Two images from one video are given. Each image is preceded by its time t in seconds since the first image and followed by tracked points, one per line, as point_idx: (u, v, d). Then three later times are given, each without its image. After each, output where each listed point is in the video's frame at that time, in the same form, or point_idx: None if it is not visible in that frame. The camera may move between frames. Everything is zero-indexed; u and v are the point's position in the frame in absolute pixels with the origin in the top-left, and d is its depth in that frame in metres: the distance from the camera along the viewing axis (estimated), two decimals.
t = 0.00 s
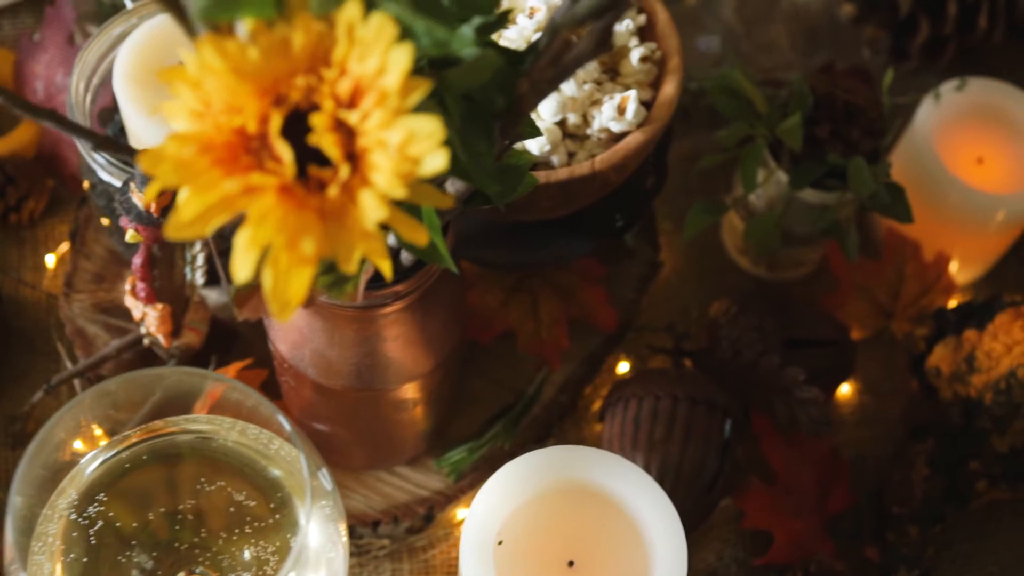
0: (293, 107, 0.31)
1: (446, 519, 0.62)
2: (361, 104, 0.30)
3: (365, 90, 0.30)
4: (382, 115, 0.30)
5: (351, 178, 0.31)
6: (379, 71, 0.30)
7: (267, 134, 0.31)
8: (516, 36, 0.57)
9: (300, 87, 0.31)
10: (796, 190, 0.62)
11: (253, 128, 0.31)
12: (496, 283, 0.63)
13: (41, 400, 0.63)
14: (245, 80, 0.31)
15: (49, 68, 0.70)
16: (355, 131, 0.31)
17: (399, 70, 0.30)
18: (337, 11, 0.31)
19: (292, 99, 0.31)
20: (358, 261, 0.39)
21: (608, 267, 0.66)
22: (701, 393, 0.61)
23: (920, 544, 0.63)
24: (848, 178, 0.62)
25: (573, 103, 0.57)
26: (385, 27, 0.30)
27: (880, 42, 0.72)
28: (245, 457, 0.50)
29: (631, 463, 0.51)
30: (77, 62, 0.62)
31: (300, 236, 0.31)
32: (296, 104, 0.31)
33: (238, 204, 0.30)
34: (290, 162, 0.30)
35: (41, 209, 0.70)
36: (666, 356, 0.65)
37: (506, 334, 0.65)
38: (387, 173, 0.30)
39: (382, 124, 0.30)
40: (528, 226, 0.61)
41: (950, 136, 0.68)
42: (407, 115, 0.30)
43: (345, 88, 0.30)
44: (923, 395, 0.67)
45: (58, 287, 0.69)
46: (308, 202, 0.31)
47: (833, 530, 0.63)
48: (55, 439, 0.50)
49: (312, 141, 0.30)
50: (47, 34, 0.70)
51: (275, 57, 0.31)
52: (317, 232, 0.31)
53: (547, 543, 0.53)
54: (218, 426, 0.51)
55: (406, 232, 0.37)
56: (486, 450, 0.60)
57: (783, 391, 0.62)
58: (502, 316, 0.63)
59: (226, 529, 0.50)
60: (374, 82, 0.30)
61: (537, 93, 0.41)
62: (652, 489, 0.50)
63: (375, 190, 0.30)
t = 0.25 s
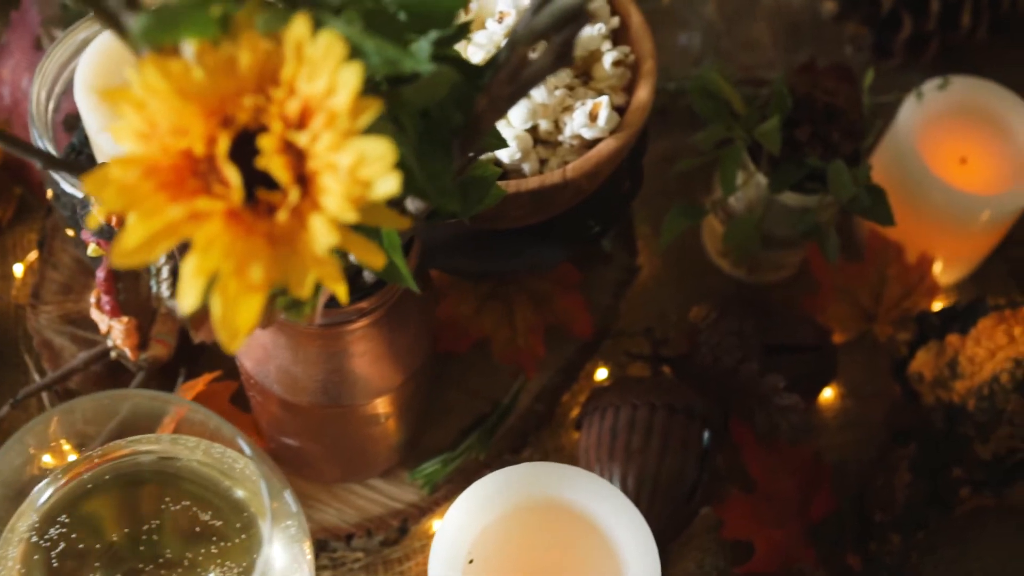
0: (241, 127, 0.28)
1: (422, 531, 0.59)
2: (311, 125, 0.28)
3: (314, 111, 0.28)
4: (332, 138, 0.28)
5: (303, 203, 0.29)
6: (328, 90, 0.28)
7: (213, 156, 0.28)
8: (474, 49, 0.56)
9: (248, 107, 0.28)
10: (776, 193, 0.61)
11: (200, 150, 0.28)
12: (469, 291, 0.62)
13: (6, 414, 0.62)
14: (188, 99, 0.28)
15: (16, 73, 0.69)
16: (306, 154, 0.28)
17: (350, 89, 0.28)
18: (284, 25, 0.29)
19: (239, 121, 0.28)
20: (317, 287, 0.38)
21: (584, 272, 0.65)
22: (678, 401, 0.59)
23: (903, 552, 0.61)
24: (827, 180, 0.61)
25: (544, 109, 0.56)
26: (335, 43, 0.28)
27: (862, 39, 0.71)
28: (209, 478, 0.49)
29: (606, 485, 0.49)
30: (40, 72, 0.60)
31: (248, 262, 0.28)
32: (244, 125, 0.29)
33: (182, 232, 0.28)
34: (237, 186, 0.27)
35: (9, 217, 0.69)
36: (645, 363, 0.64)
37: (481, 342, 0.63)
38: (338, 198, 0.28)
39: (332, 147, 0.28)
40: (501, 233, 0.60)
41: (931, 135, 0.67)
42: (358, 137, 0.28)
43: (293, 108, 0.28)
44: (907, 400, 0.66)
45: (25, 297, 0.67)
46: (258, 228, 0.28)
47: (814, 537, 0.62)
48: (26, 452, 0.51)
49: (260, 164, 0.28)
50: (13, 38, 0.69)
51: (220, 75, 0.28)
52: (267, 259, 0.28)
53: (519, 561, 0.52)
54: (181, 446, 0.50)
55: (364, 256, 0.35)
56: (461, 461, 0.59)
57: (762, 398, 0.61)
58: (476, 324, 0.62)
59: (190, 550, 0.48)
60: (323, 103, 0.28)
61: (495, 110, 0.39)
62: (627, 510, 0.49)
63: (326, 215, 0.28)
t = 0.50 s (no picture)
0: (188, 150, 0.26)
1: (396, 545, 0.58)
2: (260, 148, 0.26)
3: (262, 133, 0.26)
4: (280, 162, 0.26)
5: (252, 229, 0.26)
6: (277, 111, 0.26)
7: (159, 180, 0.26)
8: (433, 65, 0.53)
9: (195, 129, 0.26)
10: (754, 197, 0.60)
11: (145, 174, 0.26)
12: (444, 297, 0.61)
13: None
14: (131, 120, 0.26)
15: None
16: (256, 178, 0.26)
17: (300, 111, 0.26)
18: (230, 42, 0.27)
19: (183, 143, 0.26)
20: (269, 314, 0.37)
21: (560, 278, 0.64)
22: (656, 410, 0.58)
23: (886, 560, 0.60)
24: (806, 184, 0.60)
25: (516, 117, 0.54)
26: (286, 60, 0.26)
27: (844, 38, 0.70)
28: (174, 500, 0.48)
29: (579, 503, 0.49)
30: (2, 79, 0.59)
31: (192, 292, 0.26)
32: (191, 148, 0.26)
33: (126, 261, 0.26)
34: (184, 213, 0.25)
35: None
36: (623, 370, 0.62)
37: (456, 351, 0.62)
38: (287, 225, 0.26)
39: (280, 172, 0.26)
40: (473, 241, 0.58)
41: (914, 134, 0.66)
42: (308, 161, 0.26)
43: (241, 130, 0.26)
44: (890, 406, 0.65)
45: None
46: (207, 256, 0.26)
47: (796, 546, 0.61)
48: None
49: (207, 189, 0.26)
50: None
51: (162, 96, 0.26)
52: (217, 288, 0.26)
53: None
54: (145, 467, 0.49)
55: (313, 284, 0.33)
56: (435, 474, 0.58)
57: (742, 405, 0.59)
58: (451, 333, 0.61)
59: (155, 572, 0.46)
60: (271, 125, 0.26)
61: (451, 128, 0.38)
62: (599, 530, 0.48)
63: (274, 240, 0.26)
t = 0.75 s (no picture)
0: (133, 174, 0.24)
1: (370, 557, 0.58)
2: (205, 173, 0.24)
3: (209, 158, 0.24)
4: (225, 189, 0.24)
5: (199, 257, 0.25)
6: (221, 136, 0.24)
7: (102, 207, 0.24)
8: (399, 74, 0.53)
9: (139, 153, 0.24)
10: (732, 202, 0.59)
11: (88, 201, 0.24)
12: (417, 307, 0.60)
13: None
14: (72, 145, 0.24)
15: None
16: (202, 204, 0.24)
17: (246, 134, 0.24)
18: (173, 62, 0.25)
19: (127, 170, 0.24)
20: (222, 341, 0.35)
21: (536, 284, 0.63)
22: (635, 421, 0.57)
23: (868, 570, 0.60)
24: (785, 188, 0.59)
25: (485, 125, 0.53)
26: (233, 81, 0.24)
27: (825, 36, 0.69)
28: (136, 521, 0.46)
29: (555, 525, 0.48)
30: None
31: (137, 324, 0.24)
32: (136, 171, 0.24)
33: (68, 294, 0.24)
34: (129, 242, 0.24)
35: None
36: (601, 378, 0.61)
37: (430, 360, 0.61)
38: (235, 254, 0.24)
39: (226, 199, 0.24)
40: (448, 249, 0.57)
41: (895, 135, 0.65)
42: (254, 187, 0.24)
43: (185, 155, 0.24)
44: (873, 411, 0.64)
45: None
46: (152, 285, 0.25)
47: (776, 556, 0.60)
48: None
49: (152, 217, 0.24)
50: None
51: (103, 120, 0.24)
52: (163, 319, 0.25)
53: None
54: (109, 488, 0.47)
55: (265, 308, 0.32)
56: (409, 487, 0.56)
57: (721, 415, 0.58)
58: (425, 343, 0.59)
59: None
60: (217, 150, 0.24)
61: (407, 148, 0.37)
62: (577, 555, 0.48)
63: (223, 269, 0.24)
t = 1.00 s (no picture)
0: (79, 196, 0.23)
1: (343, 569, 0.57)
2: (148, 197, 0.23)
3: (151, 181, 0.23)
4: (167, 214, 0.23)
5: (144, 283, 0.23)
6: (163, 159, 0.23)
7: (45, 230, 0.23)
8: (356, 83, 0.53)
9: (84, 176, 0.23)
10: (708, 205, 0.58)
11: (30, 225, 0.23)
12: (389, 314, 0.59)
13: None
14: (12, 168, 0.23)
15: None
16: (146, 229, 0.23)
17: (190, 158, 0.23)
18: (117, 83, 0.24)
19: (70, 192, 0.23)
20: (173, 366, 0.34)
21: (511, 289, 0.62)
22: (611, 430, 0.56)
23: None
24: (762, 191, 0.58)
25: (453, 132, 0.52)
26: (177, 102, 0.23)
27: (806, 34, 0.68)
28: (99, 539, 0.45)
29: (521, 541, 0.48)
30: None
31: (79, 353, 0.23)
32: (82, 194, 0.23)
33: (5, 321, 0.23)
34: (70, 267, 0.22)
35: None
36: (577, 384, 0.60)
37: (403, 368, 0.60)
38: (179, 282, 0.23)
39: (169, 224, 0.23)
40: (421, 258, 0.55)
41: (875, 135, 0.64)
42: (198, 211, 0.23)
43: (127, 178, 0.23)
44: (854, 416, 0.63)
45: None
46: (96, 312, 0.23)
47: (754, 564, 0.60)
48: None
49: (93, 242, 0.23)
50: None
51: (45, 142, 0.23)
52: (106, 348, 0.23)
53: None
54: (70, 506, 0.46)
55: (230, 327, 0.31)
56: (381, 497, 0.55)
57: (699, 423, 0.56)
58: (397, 351, 0.58)
59: None
60: (158, 174, 0.23)
61: (360, 166, 0.36)
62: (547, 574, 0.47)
63: (167, 295, 0.23)
